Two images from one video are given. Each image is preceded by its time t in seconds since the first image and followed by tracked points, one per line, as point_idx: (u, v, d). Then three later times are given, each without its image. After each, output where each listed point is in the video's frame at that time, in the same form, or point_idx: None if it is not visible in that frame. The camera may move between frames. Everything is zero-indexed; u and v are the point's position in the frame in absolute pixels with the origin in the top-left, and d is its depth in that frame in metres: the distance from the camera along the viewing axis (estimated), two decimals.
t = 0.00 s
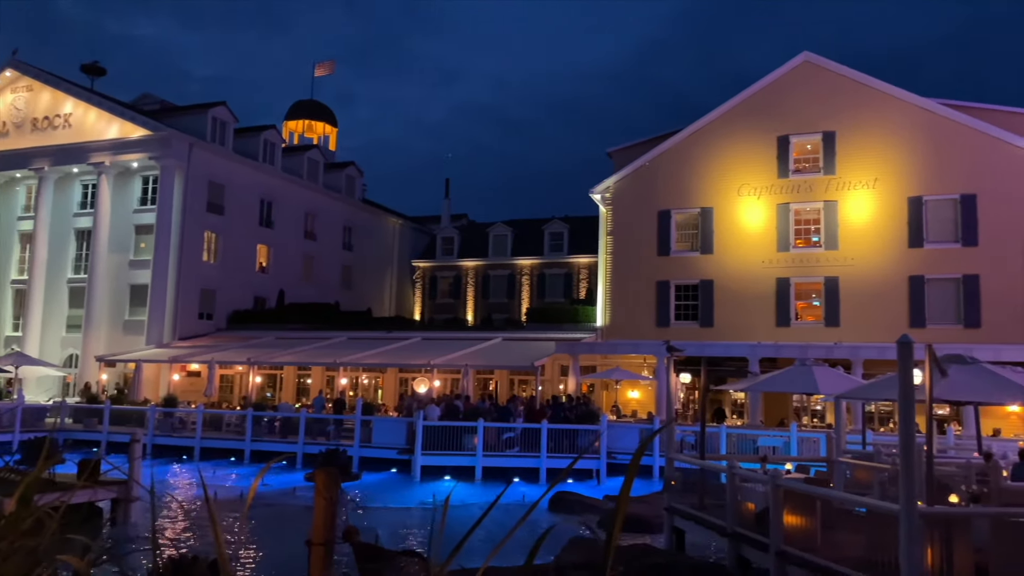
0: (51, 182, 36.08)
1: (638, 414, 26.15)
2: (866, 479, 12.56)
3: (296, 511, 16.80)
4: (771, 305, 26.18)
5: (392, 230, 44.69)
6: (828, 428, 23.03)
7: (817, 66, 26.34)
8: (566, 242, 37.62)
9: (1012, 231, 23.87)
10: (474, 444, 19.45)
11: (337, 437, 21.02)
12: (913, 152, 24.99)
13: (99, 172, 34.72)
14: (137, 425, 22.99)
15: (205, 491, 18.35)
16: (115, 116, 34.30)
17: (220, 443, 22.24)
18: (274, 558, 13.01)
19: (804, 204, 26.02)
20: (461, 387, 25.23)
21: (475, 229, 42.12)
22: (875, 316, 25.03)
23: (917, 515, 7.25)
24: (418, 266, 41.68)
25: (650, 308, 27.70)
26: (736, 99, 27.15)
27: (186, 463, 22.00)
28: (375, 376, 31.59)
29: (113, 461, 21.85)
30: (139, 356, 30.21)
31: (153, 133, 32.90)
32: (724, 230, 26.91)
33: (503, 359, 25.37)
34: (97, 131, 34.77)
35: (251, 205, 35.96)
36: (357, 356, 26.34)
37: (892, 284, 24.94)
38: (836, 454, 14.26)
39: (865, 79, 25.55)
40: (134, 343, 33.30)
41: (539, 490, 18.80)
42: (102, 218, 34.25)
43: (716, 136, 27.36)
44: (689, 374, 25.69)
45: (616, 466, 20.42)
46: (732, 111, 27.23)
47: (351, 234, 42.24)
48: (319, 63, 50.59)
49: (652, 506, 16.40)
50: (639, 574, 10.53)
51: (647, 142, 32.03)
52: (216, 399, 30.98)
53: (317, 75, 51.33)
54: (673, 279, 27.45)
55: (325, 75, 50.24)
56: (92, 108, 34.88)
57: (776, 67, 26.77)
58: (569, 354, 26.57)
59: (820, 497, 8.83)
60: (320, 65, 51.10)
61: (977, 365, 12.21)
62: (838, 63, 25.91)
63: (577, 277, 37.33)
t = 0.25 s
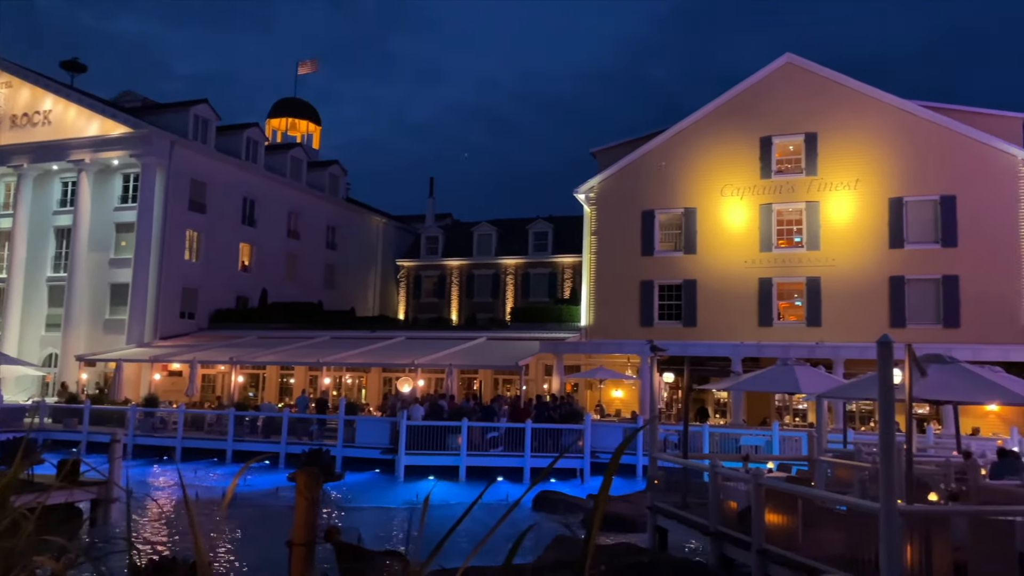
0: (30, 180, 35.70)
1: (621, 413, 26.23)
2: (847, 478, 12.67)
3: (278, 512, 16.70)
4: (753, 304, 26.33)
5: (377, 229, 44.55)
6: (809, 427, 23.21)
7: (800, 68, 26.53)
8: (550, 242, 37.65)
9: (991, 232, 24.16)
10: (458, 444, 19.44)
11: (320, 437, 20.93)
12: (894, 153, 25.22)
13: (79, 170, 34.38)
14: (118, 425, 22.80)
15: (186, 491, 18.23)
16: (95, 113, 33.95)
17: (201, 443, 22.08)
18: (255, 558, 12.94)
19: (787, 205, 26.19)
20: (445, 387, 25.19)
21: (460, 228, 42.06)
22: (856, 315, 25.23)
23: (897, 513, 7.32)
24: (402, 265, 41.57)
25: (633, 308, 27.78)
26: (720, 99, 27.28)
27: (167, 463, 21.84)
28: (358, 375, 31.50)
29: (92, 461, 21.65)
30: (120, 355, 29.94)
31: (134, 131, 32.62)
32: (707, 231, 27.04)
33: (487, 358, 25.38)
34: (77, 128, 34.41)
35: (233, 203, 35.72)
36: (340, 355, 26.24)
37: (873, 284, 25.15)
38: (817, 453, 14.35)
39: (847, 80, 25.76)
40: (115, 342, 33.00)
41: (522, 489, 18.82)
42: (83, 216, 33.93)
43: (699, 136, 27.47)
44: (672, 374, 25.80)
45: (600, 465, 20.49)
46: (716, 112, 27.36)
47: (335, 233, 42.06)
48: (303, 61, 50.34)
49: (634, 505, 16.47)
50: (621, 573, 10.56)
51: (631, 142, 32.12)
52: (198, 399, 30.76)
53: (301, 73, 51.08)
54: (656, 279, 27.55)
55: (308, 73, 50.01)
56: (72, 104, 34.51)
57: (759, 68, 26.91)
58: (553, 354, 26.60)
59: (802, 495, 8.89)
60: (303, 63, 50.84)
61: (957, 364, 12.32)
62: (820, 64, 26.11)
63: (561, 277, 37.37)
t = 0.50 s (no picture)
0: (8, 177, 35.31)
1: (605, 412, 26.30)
2: (828, 477, 12.77)
3: (260, 512, 16.60)
4: (736, 304, 26.49)
5: (360, 228, 44.37)
6: (791, 426, 23.39)
7: (782, 69, 26.70)
8: (534, 241, 37.66)
9: (969, 232, 24.44)
10: (441, 443, 19.40)
11: (302, 437, 20.82)
12: (875, 155, 25.44)
13: (59, 168, 34.02)
14: (97, 425, 22.58)
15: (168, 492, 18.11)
16: (75, 110, 33.58)
17: (182, 444, 21.90)
18: (236, 559, 12.87)
19: (769, 205, 26.36)
20: (429, 386, 25.15)
21: (444, 228, 42.00)
22: (837, 315, 25.43)
23: (876, 512, 7.39)
24: (386, 264, 41.45)
25: (617, 308, 27.86)
26: (703, 100, 27.40)
27: (147, 464, 21.66)
28: (341, 375, 31.38)
29: (72, 462, 21.44)
30: (99, 355, 29.65)
31: (115, 128, 32.29)
32: (690, 231, 27.17)
33: (470, 358, 25.37)
34: (56, 125, 34.02)
35: (215, 202, 35.46)
36: (323, 355, 26.12)
37: (854, 284, 25.36)
38: (798, 452, 14.44)
39: (829, 82, 25.95)
40: (95, 342, 32.67)
41: (506, 489, 18.83)
42: (62, 214, 33.61)
43: (683, 136, 27.58)
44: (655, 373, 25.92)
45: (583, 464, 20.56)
46: (699, 112, 27.48)
47: (318, 231, 41.87)
48: (286, 59, 50.05)
49: (618, 504, 16.52)
50: (604, 572, 10.60)
51: (615, 142, 32.21)
52: (179, 399, 30.53)
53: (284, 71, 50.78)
54: (640, 279, 27.65)
55: (291, 70, 49.73)
56: (51, 101, 34.11)
57: (742, 69, 27.06)
58: (537, 353, 26.62)
59: (783, 494, 8.96)
60: (286, 61, 50.55)
61: (936, 364, 12.46)
62: (802, 66, 26.29)
63: (545, 276, 37.40)
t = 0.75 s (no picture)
0: None
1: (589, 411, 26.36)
2: (809, 475, 12.88)
3: (242, 513, 16.49)
4: (718, 304, 26.63)
5: (344, 228, 44.13)
6: (773, 425, 23.57)
7: (765, 70, 26.86)
8: (519, 241, 37.67)
9: (949, 233, 24.71)
10: (425, 443, 19.36)
11: (285, 437, 20.71)
12: (856, 156, 25.64)
13: (38, 165, 33.67)
14: (76, 425, 22.38)
15: (149, 493, 17.98)
16: (54, 106, 33.20)
17: (163, 444, 21.72)
18: (217, 559, 12.79)
19: (752, 205, 26.51)
20: (412, 386, 25.11)
21: (428, 227, 41.92)
22: (818, 315, 25.62)
23: (857, 510, 7.45)
24: (370, 263, 41.33)
25: (601, 307, 27.93)
26: (687, 101, 27.51)
27: (127, 464, 21.49)
28: (324, 374, 31.26)
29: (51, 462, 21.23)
30: (79, 355, 29.35)
31: (95, 125, 31.94)
32: (674, 231, 27.28)
33: (454, 357, 25.36)
34: (36, 122, 33.63)
35: (197, 200, 35.18)
36: (306, 354, 25.98)
37: (835, 284, 25.56)
38: (780, 450, 14.55)
39: (811, 83, 26.14)
40: (75, 341, 32.34)
41: (490, 488, 18.82)
42: (41, 213, 33.33)
43: (666, 137, 27.68)
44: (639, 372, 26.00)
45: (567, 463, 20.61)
46: (683, 113, 27.59)
47: (301, 230, 41.65)
48: (269, 57, 49.76)
49: (601, 503, 16.56)
50: (588, 571, 10.63)
51: (599, 142, 32.28)
52: (160, 398, 30.29)
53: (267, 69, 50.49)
54: (624, 279, 27.73)
55: (275, 68, 49.45)
56: (30, 98, 33.72)
57: (725, 70, 27.19)
58: (521, 353, 26.63)
59: (765, 493, 9.01)
60: (269, 59, 50.26)
61: (915, 363, 12.60)
62: (785, 67, 26.46)
63: (530, 276, 37.44)
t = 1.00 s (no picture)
0: None
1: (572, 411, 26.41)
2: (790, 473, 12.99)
3: (224, 513, 16.37)
4: (701, 304, 26.75)
5: (327, 227, 43.74)
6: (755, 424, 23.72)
7: (748, 71, 27.00)
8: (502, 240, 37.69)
9: (929, 233, 24.96)
10: (408, 443, 19.31)
11: (267, 437, 20.59)
12: (838, 157, 25.84)
13: (16, 162, 33.41)
14: (55, 425, 22.14)
15: (130, 493, 17.84)
16: (33, 103, 32.80)
17: (143, 444, 21.54)
18: (198, 559, 12.71)
19: (735, 205, 26.66)
20: (396, 385, 25.06)
21: (411, 225, 41.81)
22: (800, 314, 25.80)
23: (837, 507, 7.52)
24: (353, 262, 41.17)
25: (584, 307, 27.99)
26: (670, 101, 27.62)
27: (107, 464, 21.28)
28: (307, 374, 31.11)
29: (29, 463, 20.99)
30: (58, 354, 29.01)
31: (75, 122, 31.54)
32: (657, 230, 27.38)
33: (438, 356, 25.31)
34: (14, 119, 33.23)
35: (178, 198, 34.89)
36: (289, 354, 25.83)
37: (817, 283, 25.74)
38: (761, 449, 14.65)
39: (794, 84, 26.32)
40: (53, 340, 31.95)
41: (473, 488, 18.82)
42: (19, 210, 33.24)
43: (650, 137, 27.77)
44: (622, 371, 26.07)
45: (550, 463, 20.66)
46: (666, 113, 27.68)
47: (284, 229, 41.41)
48: (251, 54, 49.45)
49: (584, 502, 16.60)
50: (570, 569, 10.65)
51: (583, 141, 32.34)
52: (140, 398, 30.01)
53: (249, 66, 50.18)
54: (607, 279, 27.80)
55: (257, 66, 49.16)
56: (9, 94, 33.30)
57: (708, 71, 27.32)
58: (505, 352, 26.63)
59: (747, 491, 9.07)
60: (251, 56, 49.95)
61: (895, 362, 12.73)
62: (767, 68, 26.62)
63: (514, 275, 37.45)
